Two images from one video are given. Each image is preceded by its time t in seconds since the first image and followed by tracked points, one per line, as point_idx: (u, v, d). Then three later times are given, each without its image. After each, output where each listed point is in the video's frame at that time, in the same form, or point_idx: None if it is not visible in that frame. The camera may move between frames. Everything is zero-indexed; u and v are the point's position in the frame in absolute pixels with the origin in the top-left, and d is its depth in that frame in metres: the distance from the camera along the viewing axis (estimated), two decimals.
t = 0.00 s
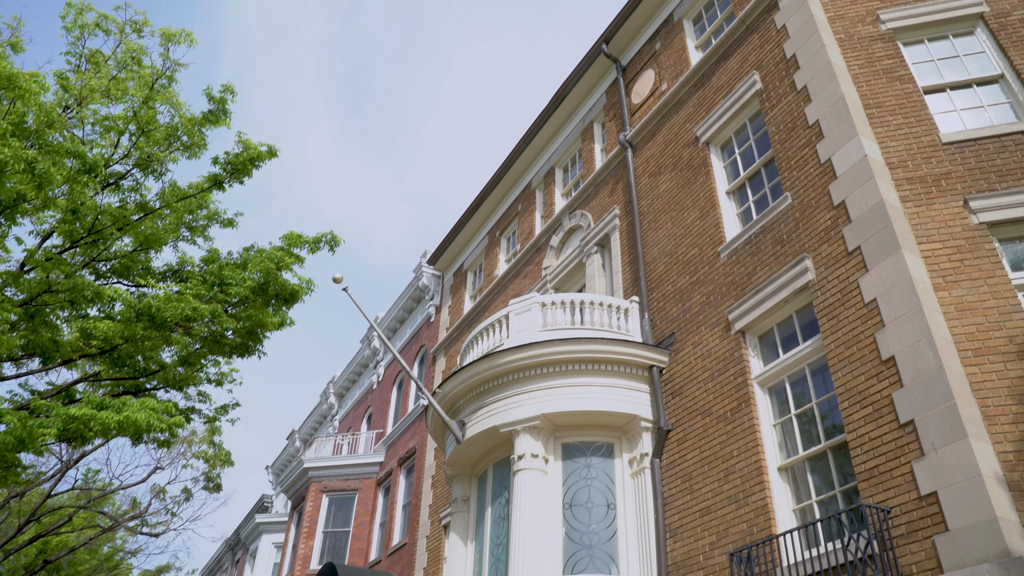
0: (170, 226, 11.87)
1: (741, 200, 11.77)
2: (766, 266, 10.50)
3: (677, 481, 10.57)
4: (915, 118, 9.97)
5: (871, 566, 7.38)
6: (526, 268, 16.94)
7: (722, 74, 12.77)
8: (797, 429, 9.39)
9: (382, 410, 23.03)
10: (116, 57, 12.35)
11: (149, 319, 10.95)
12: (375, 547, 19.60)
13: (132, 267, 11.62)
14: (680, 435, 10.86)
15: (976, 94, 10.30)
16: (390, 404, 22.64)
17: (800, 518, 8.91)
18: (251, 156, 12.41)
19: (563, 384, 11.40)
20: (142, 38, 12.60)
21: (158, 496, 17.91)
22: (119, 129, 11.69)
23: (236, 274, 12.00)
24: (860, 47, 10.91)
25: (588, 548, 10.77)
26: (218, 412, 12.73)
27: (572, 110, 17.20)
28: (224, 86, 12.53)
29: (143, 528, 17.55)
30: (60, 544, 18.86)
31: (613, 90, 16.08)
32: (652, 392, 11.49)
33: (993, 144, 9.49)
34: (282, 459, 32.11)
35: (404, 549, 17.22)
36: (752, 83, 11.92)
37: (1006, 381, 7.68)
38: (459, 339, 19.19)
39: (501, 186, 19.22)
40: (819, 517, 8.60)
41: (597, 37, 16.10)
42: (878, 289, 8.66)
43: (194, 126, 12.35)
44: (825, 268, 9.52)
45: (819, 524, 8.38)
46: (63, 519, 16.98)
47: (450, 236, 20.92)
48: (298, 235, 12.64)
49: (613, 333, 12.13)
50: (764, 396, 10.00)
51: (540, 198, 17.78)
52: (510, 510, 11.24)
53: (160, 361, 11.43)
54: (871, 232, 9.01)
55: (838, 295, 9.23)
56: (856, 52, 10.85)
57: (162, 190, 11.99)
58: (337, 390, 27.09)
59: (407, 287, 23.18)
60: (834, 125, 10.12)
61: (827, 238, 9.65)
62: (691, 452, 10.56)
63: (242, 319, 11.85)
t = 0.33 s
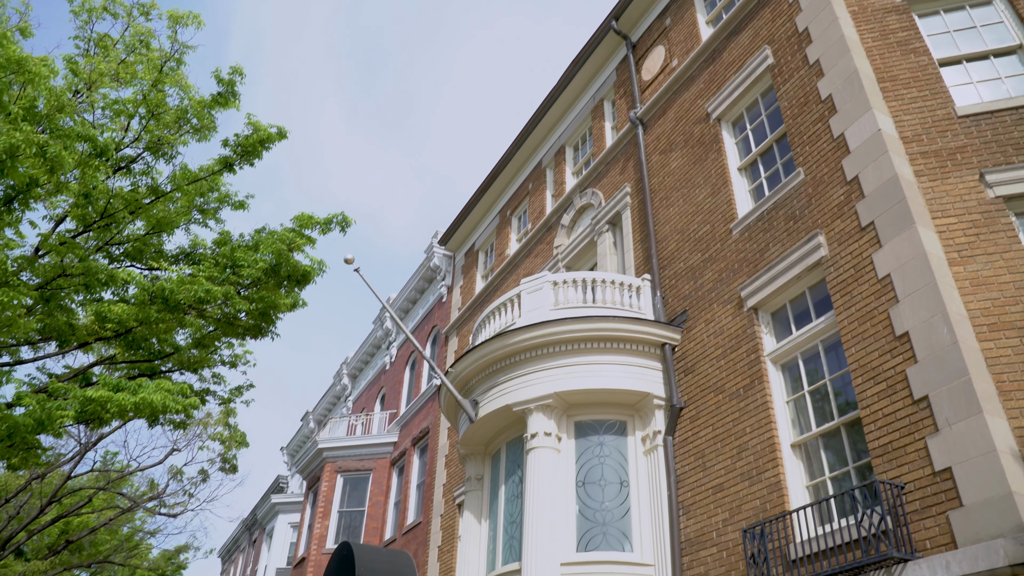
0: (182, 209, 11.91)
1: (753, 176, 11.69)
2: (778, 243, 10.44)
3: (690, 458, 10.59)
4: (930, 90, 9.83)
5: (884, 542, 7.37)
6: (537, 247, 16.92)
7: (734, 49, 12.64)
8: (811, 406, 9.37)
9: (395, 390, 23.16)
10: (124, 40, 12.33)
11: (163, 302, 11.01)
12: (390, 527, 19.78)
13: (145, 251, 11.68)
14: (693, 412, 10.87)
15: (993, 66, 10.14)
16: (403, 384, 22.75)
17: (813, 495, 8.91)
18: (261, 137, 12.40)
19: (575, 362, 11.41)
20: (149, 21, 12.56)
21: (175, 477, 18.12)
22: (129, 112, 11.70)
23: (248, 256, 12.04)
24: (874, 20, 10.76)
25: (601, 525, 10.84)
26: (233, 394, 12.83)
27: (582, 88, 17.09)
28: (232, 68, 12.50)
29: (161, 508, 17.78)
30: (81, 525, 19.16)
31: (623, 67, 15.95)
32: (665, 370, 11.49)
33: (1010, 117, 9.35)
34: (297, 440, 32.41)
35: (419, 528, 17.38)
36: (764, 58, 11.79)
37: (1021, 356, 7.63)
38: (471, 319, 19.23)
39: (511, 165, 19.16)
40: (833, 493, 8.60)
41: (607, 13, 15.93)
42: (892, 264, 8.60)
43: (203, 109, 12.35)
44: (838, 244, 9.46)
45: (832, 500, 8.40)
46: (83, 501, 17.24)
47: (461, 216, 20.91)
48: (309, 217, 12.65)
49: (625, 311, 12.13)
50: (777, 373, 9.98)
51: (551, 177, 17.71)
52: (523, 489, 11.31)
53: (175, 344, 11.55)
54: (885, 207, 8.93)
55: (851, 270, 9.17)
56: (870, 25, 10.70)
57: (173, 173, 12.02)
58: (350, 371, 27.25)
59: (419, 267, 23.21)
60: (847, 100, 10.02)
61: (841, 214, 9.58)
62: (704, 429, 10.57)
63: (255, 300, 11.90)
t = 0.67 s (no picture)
0: (193, 192, 11.94)
1: (765, 153, 11.59)
2: (791, 220, 10.36)
3: (703, 436, 10.60)
4: (945, 64, 9.67)
5: (898, 519, 7.37)
6: (548, 227, 16.88)
7: (745, 25, 12.49)
8: (824, 383, 9.33)
9: (408, 371, 23.25)
10: (132, 24, 12.31)
11: (176, 286, 11.07)
12: (404, 507, 19.94)
13: (158, 235, 11.74)
14: (706, 391, 10.85)
15: (1011, 38, 9.94)
16: (416, 365, 22.84)
17: (827, 472, 8.88)
18: (270, 120, 12.39)
19: (588, 341, 11.41)
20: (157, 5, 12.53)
21: (191, 460, 18.31)
22: (138, 96, 11.71)
23: (259, 239, 12.07)
24: None
25: (614, 504, 10.88)
26: (247, 376, 12.92)
27: (592, 66, 16.96)
28: (241, 51, 12.47)
29: (178, 490, 17.99)
30: (100, 507, 19.45)
31: (633, 44, 15.81)
32: (677, 349, 11.47)
33: None
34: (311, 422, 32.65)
35: (433, 508, 17.51)
36: (775, 33, 11.64)
37: None
38: (483, 300, 19.25)
39: (522, 145, 19.09)
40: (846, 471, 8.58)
41: None
42: (906, 240, 8.52)
43: (212, 92, 12.34)
44: (852, 221, 9.38)
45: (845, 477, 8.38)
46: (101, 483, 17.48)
47: (472, 196, 20.88)
48: (319, 199, 12.65)
49: (636, 290, 12.10)
50: (790, 350, 9.94)
51: (562, 157, 17.63)
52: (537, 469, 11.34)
53: (188, 327, 11.64)
54: (899, 182, 8.84)
55: (864, 247, 9.10)
56: None
57: (183, 157, 12.04)
58: (363, 352, 27.38)
59: (430, 249, 23.22)
60: (860, 75, 9.89)
61: (854, 190, 9.49)
62: (717, 407, 10.56)
63: (267, 283, 11.94)
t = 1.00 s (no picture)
0: (204, 177, 11.97)
1: (777, 131, 11.49)
2: (803, 198, 10.28)
3: (716, 416, 10.59)
4: (960, 38, 9.53)
5: (913, 498, 7.33)
6: (559, 208, 16.84)
7: (756, 1, 12.35)
8: (837, 362, 9.29)
9: (420, 354, 23.33)
10: (140, 9, 12.30)
11: (189, 270, 11.12)
12: (418, 489, 20.06)
13: (169, 220, 11.78)
14: (718, 370, 10.83)
15: None
16: (428, 348, 22.91)
17: (839, 451, 8.85)
18: (280, 103, 12.37)
19: (599, 322, 11.40)
20: None
21: (206, 444, 18.46)
22: (148, 82, 11.71)
23: (270, 223, 12.10)
24: None
25: (627, 484, 10.91)
26: (260, 360, 12.99)
27: (602, 45, 16.83)
28: (249, 34, 12.43)
29: (194, 474, 18.16)
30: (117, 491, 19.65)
31: (643, 23, 15.67)
32: (689, 328, 11.43)
33: None
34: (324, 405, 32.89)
35: (446, 490, 17.61)
36: (787, 10, 11.50)
37: None
38: (494, 282, 19.27)
39: (532, 126, 19.01)
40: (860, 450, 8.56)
41: None
42: (920, 218, 8.44)
43: (221, 76, 12.33)
44: (865, 198, 9.29)
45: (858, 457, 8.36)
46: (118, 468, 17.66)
47: (482, 178, 20.83)
48: (329, 181, 12.66)
49: (648, 270, 12.07)
50: (802, 329, 9.89)
51: (572, 137, 17.55)
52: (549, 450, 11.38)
53: (201, 312, 11.70)
54: (913, 159, 8.74)
55: (878, 225, 9.02)
56: None
57: (194, 142, 12.06)
58: (375, 336, 27.50)
59: (441, 232, 23.21)
60: (873, 51, 9.77)
61: (867, 167, 9.40)
62: (729, 387, 10.54)
63: (279, 267, 11.97)
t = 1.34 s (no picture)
0: (214, 163, 12.00)
1: (789, 110, 11.38)
2: (815, 178, 10.20)
3: (728, 398, 10.56)
4: (976, 14, 9.38)
5: (926, 479, 7.29)
6: (569, 190, 16.78)
7: None
8: (850, 343, 9.25)
9: (431, 338, 23.40)
10: None
11: (200, 256, 11.16)
12: (431, 474, 20.19)
13: (180, 206, 11.83)
14: (730, 352, 10.80)
15: None
16: (439, 332, 22.96)
17: (853, 433, 8.84)
18: (288, 88, 12.35)
19: (610, 305, 11.38)
20: None
21: (220, 429, 18.62)
22: (157, 68, 11.71)
23: (281, 208, 12.11)
24: None
25: (640, 466, 10.93)
26: (272, 345, 13.06)
27: (611, 26, 16.71)
28: (257, 19, 12.40)
29: (209, 459, 18.32)
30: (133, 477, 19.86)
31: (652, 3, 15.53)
32: (700, 310, 11.40)
33: None
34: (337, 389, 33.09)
35: (458, 473, 17.70)
36: None
37: None
38: (505, 266, 19.26)
39: (541, 108, 18.92)
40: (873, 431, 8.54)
41: None
42: (934, 197, 8.35)
43: (230, 61, 12.32)
44: (877, 177, 9.21)
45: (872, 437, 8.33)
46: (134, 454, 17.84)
47: (492, 162, 20.78)
48: (339, 165, 12.66)
49: (659, 253, 12.03)
50: (815, 310, 9.84)
51: (582, 119, 17.45)
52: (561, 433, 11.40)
53: (213, 298, 11.76)
54: (926, 137, 8.64)
55: (891, 204, 8.94)
56: None
57: (203, 128, 12.08)
58: (386, 321, 27.59)
59: (451, 216, 23.20)
60: (886, 28, 9.64)
61: (880, 146, 9.30)
62: (741, 368, 10.51)
63: (290, 252, 12.01)
